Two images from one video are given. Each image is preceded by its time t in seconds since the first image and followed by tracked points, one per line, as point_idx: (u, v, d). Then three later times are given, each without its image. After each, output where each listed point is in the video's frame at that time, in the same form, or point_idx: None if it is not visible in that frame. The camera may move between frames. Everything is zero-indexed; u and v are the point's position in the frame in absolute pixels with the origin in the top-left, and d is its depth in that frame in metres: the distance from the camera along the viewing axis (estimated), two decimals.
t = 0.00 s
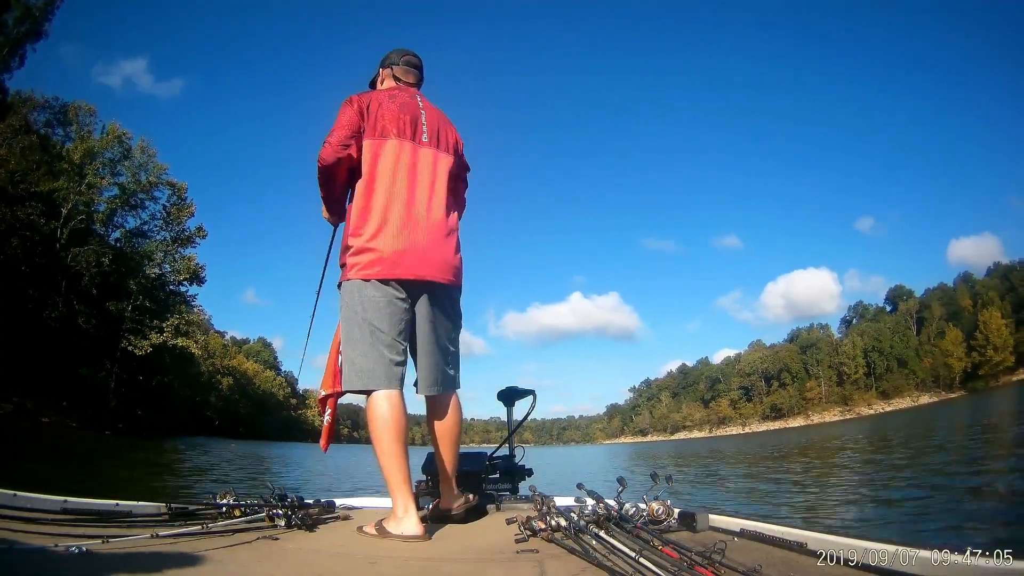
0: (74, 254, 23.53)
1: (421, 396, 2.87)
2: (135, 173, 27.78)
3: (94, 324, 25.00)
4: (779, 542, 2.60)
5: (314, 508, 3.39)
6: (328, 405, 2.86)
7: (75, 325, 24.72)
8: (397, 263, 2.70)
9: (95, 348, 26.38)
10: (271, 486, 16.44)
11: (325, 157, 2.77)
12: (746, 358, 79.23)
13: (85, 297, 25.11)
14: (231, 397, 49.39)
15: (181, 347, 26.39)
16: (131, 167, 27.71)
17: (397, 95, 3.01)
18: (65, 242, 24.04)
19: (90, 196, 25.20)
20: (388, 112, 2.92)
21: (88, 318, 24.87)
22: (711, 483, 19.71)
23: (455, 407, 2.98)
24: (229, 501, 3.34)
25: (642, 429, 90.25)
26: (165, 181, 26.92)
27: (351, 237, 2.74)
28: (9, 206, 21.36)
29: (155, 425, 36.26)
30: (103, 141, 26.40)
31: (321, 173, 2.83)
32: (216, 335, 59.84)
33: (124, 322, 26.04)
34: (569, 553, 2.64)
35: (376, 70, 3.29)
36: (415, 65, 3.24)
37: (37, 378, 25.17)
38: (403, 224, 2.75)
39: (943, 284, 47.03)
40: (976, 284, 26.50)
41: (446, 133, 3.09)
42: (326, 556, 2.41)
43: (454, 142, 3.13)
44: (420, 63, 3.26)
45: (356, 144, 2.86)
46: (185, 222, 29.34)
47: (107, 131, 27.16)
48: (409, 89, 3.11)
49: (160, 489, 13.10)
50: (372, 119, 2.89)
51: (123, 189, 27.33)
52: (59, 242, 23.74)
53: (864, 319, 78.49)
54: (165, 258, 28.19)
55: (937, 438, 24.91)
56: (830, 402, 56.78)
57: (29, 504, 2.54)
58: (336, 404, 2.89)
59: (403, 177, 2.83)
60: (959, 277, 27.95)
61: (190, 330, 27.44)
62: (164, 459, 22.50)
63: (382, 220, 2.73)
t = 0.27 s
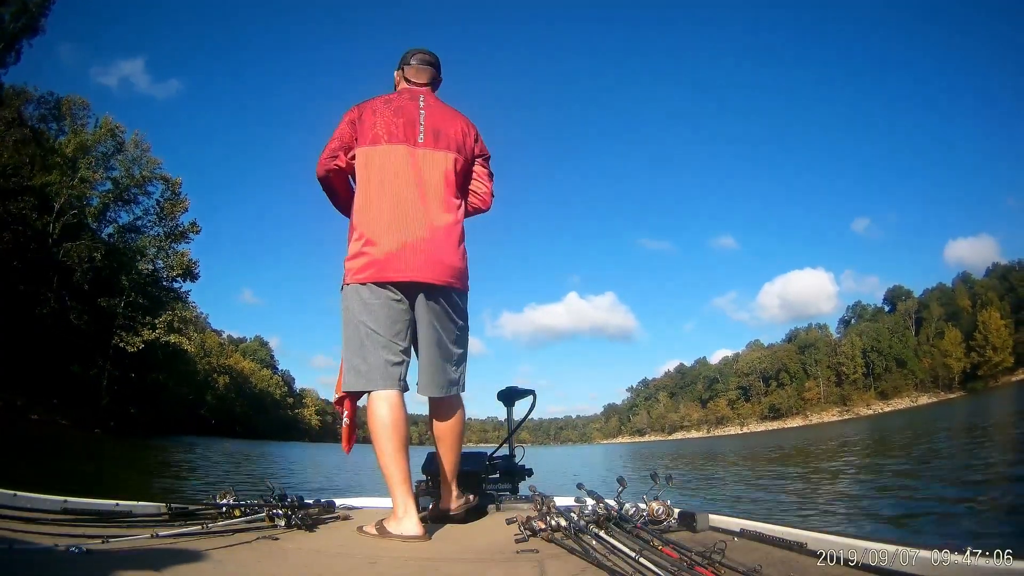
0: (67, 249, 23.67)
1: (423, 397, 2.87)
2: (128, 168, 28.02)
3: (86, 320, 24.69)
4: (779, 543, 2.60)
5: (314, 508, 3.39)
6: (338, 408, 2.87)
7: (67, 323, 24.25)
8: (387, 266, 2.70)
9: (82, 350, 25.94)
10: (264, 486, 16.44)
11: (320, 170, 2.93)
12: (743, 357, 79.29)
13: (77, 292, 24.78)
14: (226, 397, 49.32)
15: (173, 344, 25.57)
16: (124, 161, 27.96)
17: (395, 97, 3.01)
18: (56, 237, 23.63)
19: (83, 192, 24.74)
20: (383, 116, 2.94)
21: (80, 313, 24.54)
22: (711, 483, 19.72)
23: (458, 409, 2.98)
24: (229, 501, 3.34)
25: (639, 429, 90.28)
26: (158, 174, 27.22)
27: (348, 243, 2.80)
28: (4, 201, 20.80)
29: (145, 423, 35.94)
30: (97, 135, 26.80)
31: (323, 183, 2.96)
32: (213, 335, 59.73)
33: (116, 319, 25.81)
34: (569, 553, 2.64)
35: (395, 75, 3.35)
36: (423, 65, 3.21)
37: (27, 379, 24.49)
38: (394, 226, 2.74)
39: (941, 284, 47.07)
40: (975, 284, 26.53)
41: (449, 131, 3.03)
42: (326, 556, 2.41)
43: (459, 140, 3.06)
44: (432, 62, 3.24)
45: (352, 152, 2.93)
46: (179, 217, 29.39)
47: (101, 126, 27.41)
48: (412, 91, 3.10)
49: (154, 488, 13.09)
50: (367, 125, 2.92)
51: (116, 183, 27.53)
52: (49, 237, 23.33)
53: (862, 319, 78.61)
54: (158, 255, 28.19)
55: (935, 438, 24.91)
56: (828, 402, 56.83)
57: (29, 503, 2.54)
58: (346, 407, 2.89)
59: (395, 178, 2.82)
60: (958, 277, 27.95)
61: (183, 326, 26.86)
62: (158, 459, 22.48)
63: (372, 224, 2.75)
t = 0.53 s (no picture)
0: (58, 244, 23.12)
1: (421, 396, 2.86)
2: (122, 163, 27.47)
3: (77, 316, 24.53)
4: (780, 543, 2.60)
5: (314, 508, 3.39)
6: (336, 407, 2.87)
7: (58, 320, 24.15)
8: (387, 264, 2.69)
9: (70, 347, 25.65)
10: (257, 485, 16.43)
11: (319, 162, 2.85)
12: (742, 358, 79.38)
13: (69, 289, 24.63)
14: (223, 396, 49.27)
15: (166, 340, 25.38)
16: (118, 156, 27.35)
17: (394, 97, 3.01)
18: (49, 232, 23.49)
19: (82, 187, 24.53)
20: (383, 114, 2.93)
21: (70, 310, 24.40)
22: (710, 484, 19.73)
23: (456, 409, 2.98)
24: (230, 501, 3.34)
25: (636, 430, 90.14)
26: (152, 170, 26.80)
27: (346, 240, 2.78)
28: None
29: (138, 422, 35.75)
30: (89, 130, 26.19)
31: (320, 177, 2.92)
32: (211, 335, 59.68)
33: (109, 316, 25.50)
34: (569, 553, 2.64)
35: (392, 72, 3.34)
36: (422, 65, 3.22)
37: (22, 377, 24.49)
38: (393, 224, 2.74)
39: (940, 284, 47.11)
40: (974, 285, 26.52)
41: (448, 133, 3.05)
42: (325, 556, 2.41)
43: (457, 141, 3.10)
44: (431, 62, 3.24)
45: (350, 149, 2.92)
46: (172, 213, 29.01)
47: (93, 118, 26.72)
48: (411, 90, 3.10)
49: (147, 488, 13.08)
50: (367, 122, 2.90)
51: (108, 178, 26.92)
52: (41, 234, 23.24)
53: (861, 319, 78.75)
54: (151, 251, 27.84)
55: (935, 439, 24.89)
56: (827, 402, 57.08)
57: (29, 504, 2.54)
58: (344, 407, 2.89)
59: (395, 177, 2.82)
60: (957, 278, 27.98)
61: (176, 323, 26.76)
62: (153, 459, 22.46)
63: (373, 220, 2.74)
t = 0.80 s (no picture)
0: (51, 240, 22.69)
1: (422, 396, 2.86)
2: (117, 159, 27.59)
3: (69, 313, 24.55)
4: (779, 543, 2.60)
5: (314, 507, 3.39)
6: (336, 407, 2.86)
7: (51, 318, 24.10)
8: (394, 265, 2.70)
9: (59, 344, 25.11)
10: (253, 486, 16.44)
11: (325, 156, 2.83)
12: (742, 357, 79.29)
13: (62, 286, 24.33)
14: (221, 396, 49.28)
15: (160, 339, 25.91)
16: (112, 152, 27.62)
17: (400, 93, 3.01)
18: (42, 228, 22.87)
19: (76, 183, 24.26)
20: (389, 111, 2.92)
21: (63, 308, 24.36)
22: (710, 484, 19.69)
23: (456, 408, 2.99)
24: (229, 500, 3.34)
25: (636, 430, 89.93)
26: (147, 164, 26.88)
27: (349, 238, 2.77)
28: None
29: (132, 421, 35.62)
30: (84, 124, 26.43)
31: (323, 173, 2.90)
32: (209, 336, 59.68)
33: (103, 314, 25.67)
34: (569, 552, 2.64)
35: (391, 66, 3.31)
36: (422, 62, 3.22)
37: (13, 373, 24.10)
38: (400, 224, 2.75)
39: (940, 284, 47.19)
40: (974, 284, 26.56)
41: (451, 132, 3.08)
42: (325, 557, 2.40)
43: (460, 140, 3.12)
44: (432, 60, 3.25)
45: (355, 144, 2.90)
46: (167, 209, 28.82)
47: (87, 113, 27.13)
48: (414, 88, 3.10)
49: (143, 488, 13.09)
50: (373, 118, 2.88)
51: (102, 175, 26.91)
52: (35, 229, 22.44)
53: (861, 319, 78.65)
54: (145, 248, 27.99)
55: (936, 438, 24.80)
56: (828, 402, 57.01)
57: (29, 504, 2.54)
58: (344, 406, 2.88)
59: (402, 176, 2.83)
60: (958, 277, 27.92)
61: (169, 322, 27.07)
62: (149, 459, 22.48)
63: (381, 220, 2.74)
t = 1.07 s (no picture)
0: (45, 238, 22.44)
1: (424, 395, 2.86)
2: (111, 156, 27.47)
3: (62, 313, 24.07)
4: (779, 542, 2.60)
5: (314, 508, 3.39)
6: (338, 406, 2.86)
7: (44, 316, 23.74)
8: (404, 265, 2.70)
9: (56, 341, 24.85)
10: (250, 486, 16.43)
11: (333, 153, 2.75)
12: (743, 357, 79.22)
13: (55, 284, 23.82)
14: (220, 396, 49.25)
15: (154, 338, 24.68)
16: (106, 149, 27.50)
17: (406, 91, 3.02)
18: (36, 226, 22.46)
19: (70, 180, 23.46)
20: (395, 111, 2.92)
21: (56, 306, 23.94)
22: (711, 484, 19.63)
23: (458, 407, 2.99)
24: (229, 501, 3.34)
25: (636, 429, 89.82)
26: (142, 160, 26.80)
27: (356, 237, 2.75)
28: None
29: (128, 420, 35.51)
30: (77, 121, 26.51)
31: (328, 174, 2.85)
32: (208, 335, 59.63)
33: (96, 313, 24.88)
34: (568, 553, 2.64)
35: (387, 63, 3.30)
36: (419, 64, 3.25)
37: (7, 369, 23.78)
38: (409, 221, 2.76)
39: (941, 282, 47.15)
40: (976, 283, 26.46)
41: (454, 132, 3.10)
42: (325, 556, 2.41)
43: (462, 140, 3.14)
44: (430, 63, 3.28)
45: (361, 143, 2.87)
46: (162, 207, 28.73)
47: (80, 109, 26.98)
48: (417, 87, 3.11)
49: (140, 488, 13.08)
50: (380, 116, 2.87)
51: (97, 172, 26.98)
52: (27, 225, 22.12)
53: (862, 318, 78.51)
54: (139, 246, 27.43)
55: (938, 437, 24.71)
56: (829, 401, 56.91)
57: (29, 504, 2.54)
58: (347, 405, 2.87)
59: (410, 176, 2.83)
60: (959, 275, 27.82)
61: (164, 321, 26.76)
62: (147, 459, 22.45)
63: (389, 218, 2.74)
